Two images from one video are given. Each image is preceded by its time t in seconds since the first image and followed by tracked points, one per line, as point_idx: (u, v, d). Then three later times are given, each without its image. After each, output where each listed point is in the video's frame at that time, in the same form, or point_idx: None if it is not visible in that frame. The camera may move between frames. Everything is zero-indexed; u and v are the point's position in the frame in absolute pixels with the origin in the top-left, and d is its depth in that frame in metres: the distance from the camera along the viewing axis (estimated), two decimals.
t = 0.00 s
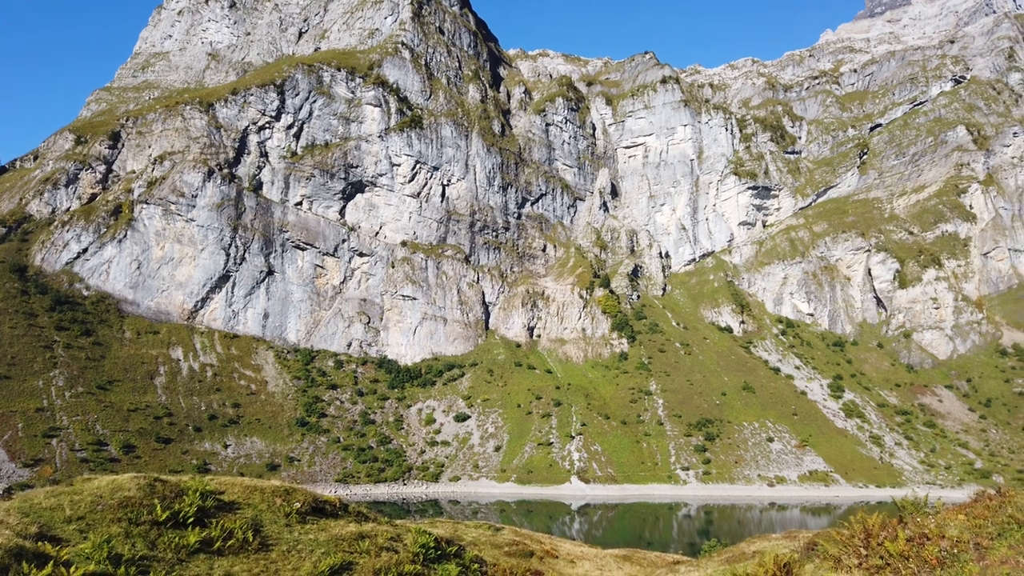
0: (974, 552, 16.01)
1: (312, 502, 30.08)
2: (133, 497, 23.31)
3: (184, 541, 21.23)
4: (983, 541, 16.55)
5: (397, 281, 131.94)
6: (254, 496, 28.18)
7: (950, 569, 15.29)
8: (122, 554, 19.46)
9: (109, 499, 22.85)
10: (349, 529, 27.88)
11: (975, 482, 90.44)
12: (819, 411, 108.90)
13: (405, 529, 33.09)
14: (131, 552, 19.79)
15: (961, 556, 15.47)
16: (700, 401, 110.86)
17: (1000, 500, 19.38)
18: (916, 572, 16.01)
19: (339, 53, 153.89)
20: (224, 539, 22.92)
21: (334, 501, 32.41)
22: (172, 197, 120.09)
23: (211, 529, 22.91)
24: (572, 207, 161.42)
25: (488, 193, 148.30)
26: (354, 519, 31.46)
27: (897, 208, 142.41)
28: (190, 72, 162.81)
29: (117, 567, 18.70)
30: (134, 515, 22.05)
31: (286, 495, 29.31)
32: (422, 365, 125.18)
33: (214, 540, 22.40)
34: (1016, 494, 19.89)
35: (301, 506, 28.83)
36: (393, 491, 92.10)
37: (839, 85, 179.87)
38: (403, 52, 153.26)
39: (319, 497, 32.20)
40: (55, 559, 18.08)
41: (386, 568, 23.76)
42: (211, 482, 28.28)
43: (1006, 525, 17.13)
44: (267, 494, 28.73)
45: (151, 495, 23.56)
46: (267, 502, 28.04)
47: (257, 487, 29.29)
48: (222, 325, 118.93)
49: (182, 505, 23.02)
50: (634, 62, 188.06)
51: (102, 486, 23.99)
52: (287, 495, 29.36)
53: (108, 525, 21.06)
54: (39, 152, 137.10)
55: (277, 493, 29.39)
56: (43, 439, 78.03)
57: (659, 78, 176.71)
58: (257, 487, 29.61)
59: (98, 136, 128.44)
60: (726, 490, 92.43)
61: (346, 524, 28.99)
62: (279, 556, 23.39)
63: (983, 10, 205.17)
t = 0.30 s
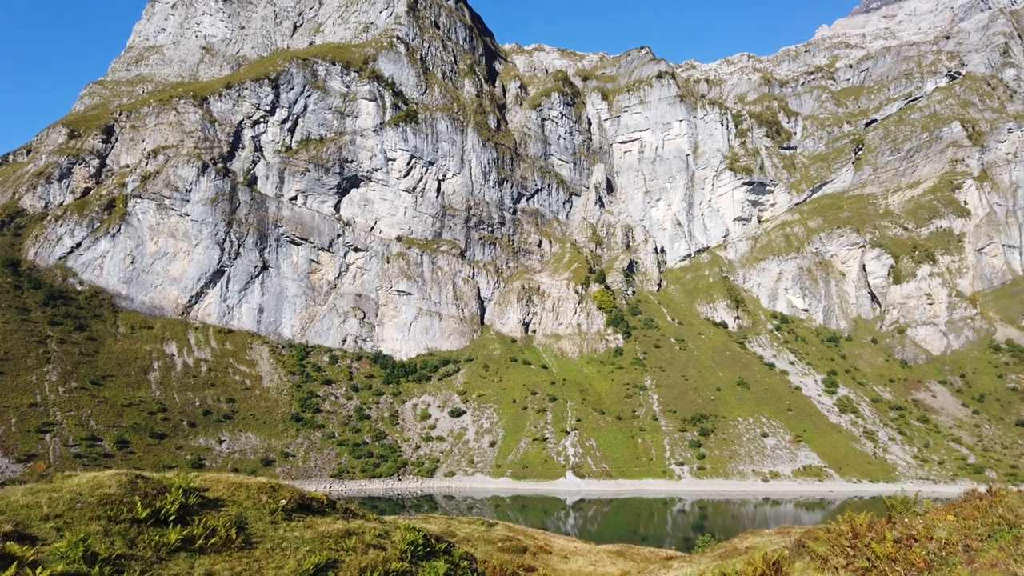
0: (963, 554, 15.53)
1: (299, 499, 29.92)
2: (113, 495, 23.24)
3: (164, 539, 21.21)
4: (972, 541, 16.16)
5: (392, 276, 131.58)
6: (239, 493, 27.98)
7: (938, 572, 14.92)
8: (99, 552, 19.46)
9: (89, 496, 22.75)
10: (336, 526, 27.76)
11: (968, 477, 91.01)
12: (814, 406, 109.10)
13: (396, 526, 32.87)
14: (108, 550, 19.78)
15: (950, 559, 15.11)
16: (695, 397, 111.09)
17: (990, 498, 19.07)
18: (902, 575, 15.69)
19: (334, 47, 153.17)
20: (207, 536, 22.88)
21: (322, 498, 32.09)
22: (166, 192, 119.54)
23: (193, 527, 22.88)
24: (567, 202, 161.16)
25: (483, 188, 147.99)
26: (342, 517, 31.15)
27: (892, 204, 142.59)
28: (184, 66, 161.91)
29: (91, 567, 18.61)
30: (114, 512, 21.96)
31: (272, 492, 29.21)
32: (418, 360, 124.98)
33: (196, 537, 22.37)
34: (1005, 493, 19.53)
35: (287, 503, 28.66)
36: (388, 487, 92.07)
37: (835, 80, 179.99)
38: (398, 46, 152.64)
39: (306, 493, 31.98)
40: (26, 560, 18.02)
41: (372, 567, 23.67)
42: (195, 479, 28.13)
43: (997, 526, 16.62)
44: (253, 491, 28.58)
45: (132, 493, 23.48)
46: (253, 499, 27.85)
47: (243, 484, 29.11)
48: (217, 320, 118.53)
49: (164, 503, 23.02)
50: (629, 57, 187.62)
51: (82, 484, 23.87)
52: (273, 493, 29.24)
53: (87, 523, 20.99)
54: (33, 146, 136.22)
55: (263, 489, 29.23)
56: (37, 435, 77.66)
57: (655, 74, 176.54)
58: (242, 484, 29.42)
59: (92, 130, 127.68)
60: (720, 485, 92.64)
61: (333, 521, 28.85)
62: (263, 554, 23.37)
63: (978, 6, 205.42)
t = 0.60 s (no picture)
0: (942, 557, 15.30)
1: (278, 500, 29.73)
2: (83, 495, 22.90)
3: (135, 541, 20.94)
4: (951, 543, 15.86)
5: (381, 275, 131.06)
6: (216, 494, 27.71)
7: None
8: (66, 555, 19.19)
9: (59, 497, 22.39)
10: (315, 527, 27.54)
11: (954, 476, 91.78)
12: (802, 406, 109.45)
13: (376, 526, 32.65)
14: (76, 553, 19.48)
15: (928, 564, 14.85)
16: (684, 396, 111.38)
17: (970, 500, 18.88)
18: None
19: (323, 45, 152.58)
20: (181, 538, 22.67)
21: (302, 498, 32.17)
22: (154, 190, 118.74)
23: (167, 528, 22.65)
24: (558, 202, 161.18)
25: (473, 188, 147.75)
26: (322, 517, 31.10)
27: (880, 205, 143.28)
28: (172, 64, 160.86)
29: (55, 570, 18.26)
30: (84, 514, 21.66)
31: (250, 492, 29.03)
32: (407, 360, 124.50)
33: (169, 540, 22.14)
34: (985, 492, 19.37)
35: (266, 504, 28.46)
36: (377, 487, 91.72)
37: (823, 82, 181.01)
38: (389, 45, 152.25)
39: (286, 494, 31.85)
40: None
41: (351, 569, 23.51)
42: (172, 479, 27.86)
43: (977, 527, 16.38)
44: (231, 491, 28.34)
45: (103, 494, 23.17)
46: (230, 499, 27.62)
47: (220, 484, 28.83)
48: (205, 319, 117.79)
49: (136, 504, 22.78)
50: (620, 58, 187.74)
51: (52, 484, 23.50)
52: (252, 493, 29.00)
53: (55, 525, 20.66)
54: (19, 144, 134.91)
55: (241, 490, 28.99)
56: (22, 435, 76.90)
57: (645, 74, 176.86)
58: (220, 485, 29.15)
59: (79, 128, 126.61)
60: (709, 484, 92.78)
61: (312, 523, 28.63)
62: (239, 556, 23.16)
63: (966, 8, 206.71)
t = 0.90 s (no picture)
0: (924, 566, 15.11)
1: (258, 501, 28.98)
2: (56, 499, 22.50)
3: (107, 546, 20.57)
4: (934, 551, 15.70)
5: (372, 275, 130.62)
6: (194, 496, 27.26)
7: None
8: (33, 560, 18.79)
9: (29, 501, 21.96)
10: (296, 529, 27.13)
11: (942, 476, 92.50)
12: (792, 405, 109.85)
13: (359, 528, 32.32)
14: (44, 558, 19.10)
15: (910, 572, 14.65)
16: (674, 396, 111.62)
17: (952, 506, 18.76)
18: None
19: (314, 44, 152.00)
20: (156, 542, 22.34)
21: (284, 501, 31.40)
22: (143, 188, 117.95)
23: (141, 532, 22.31)
24: (549, 202, 161.17)
25: (464, 187, 147.53)
26: (305, 520, 30.43)
27: (869, 206, 143.99)
28: (162, 61, 159.95)
29: None
30: (55, 517, 21.29)
31: (230, 495, 28.34)
32: (398, 360, 124.12)
33: (144, 544, 21.79)
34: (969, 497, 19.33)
35: (246, 506, 27.98)
36: (367, 487, 91.41)
37: (813, 83, 181.94)
38: (380, 44, 151.91)
39: (268, 496, 31.07)
40: None
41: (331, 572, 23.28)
42: (149, 481, 27.40)
43: (960, 534, 16.25)
44: (210, 493, 27.85)
45: (77, 497, 22.81)
46: (209, 502, 27.12)
47: (199, 486, 28.31)
48: (194, 319, 117.10)
49: (110, 508, 22.45)
50: (611, 58, 187.83)
51: (23, 487, 23.05)
52: (231, 495, 28.51)
53: (25, 529, 20.24)
54: (6, 141, 133.68)
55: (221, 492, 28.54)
56: (8, 435, 76.19)
57: (636, 74, 177.03)
58: (199, 486, 28.65)
59: (66, 126, 125.59)
60: (699, 484, 92.95)
61: (293, 524, 28.07)
62: (216, 560, 22.84)
63: (954, 11, 208.35)
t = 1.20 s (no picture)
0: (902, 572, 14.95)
1: (234, 502, 28.58)
2: (23, 499, 21.84)
3: (74, 548, 19.90)
4: (912, 556, 15.59)
5: (359, 274, 129.99)
6: (168, 497, 26.67)
7: None
8: None
9: None
10: (272, 531, 26.51)
11: (925, 476, 93.36)
12: (778, 406, 110.39)
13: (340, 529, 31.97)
14: (6, 560, 18.40)
15: None
16: (661, 396, 111.95)
17: (931, 510, 18.71)
18: None
19: (302, 41, 151.26)
20: (125, 544, 21.68)
21: (260, 502, 30.78)
22: (127, 186, 116.88)
23: (111, 535, 21.69)
24: (537, 202, 161.10)
25: (452, 187, 147.24)
26: (282, 521, 29.81)
27: (855, 207, 145.00)
28: (147, 58, 158.74)
29: None
30: (21, 519, 20.61)
31: (205, 495, 27.74)
32: (385, 359, 123.59)
33: (113, 546, 21.13)
34: (950, 502, 19.37)
35: (221, 508, 27.34)
36: (353, 487, 91.02)
37: (801, 84, 183.51)
38: (368, 42, 151.40)
39: (244, 497, 30.54)
40: None
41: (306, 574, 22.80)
42: (122, 482, 26.86)
43: (940, 538, 16.20)
44: (185, 494, 27.25)
45: (44, 498, 22.14)
46: (183, 503, 26.50)
47: (174, 487, 27.74)
48: (179, 318, 116.13)
49: (79, 510, 21.83)
50: (600, 58, 187.91)
51: None
52: (207, 496, 27.86)
53: None
54: None
55: (196, 492, 27.84)
56: None
57: (625, 75, 177.28)
58: (174, 487, 28.03)
59: (50, 123, 124.20)
60: (686, 484, 93.16)
61: (270, 526, 27.52)
62: (187, 562, 22.27)
63: (939, 14, 210.04)
